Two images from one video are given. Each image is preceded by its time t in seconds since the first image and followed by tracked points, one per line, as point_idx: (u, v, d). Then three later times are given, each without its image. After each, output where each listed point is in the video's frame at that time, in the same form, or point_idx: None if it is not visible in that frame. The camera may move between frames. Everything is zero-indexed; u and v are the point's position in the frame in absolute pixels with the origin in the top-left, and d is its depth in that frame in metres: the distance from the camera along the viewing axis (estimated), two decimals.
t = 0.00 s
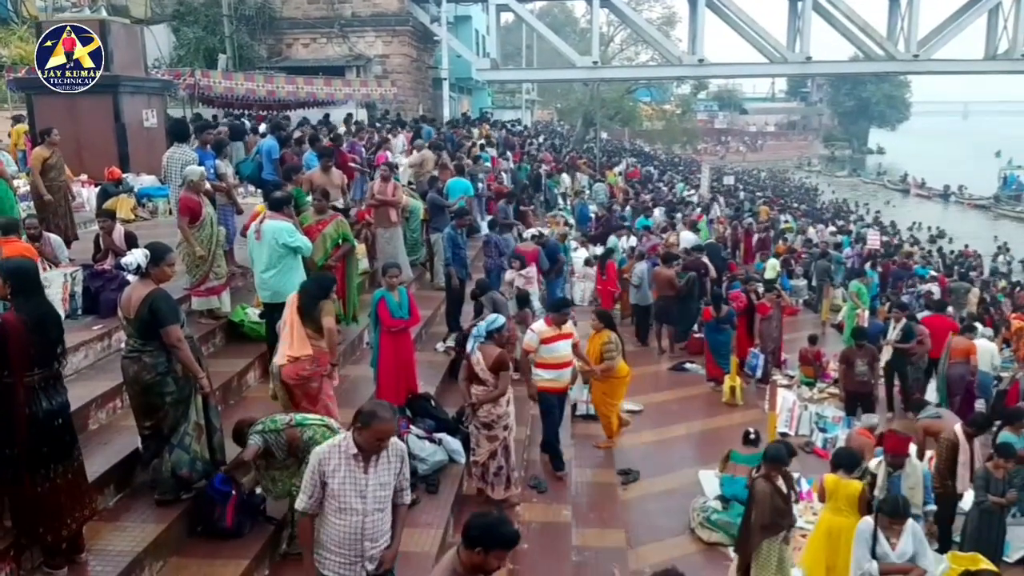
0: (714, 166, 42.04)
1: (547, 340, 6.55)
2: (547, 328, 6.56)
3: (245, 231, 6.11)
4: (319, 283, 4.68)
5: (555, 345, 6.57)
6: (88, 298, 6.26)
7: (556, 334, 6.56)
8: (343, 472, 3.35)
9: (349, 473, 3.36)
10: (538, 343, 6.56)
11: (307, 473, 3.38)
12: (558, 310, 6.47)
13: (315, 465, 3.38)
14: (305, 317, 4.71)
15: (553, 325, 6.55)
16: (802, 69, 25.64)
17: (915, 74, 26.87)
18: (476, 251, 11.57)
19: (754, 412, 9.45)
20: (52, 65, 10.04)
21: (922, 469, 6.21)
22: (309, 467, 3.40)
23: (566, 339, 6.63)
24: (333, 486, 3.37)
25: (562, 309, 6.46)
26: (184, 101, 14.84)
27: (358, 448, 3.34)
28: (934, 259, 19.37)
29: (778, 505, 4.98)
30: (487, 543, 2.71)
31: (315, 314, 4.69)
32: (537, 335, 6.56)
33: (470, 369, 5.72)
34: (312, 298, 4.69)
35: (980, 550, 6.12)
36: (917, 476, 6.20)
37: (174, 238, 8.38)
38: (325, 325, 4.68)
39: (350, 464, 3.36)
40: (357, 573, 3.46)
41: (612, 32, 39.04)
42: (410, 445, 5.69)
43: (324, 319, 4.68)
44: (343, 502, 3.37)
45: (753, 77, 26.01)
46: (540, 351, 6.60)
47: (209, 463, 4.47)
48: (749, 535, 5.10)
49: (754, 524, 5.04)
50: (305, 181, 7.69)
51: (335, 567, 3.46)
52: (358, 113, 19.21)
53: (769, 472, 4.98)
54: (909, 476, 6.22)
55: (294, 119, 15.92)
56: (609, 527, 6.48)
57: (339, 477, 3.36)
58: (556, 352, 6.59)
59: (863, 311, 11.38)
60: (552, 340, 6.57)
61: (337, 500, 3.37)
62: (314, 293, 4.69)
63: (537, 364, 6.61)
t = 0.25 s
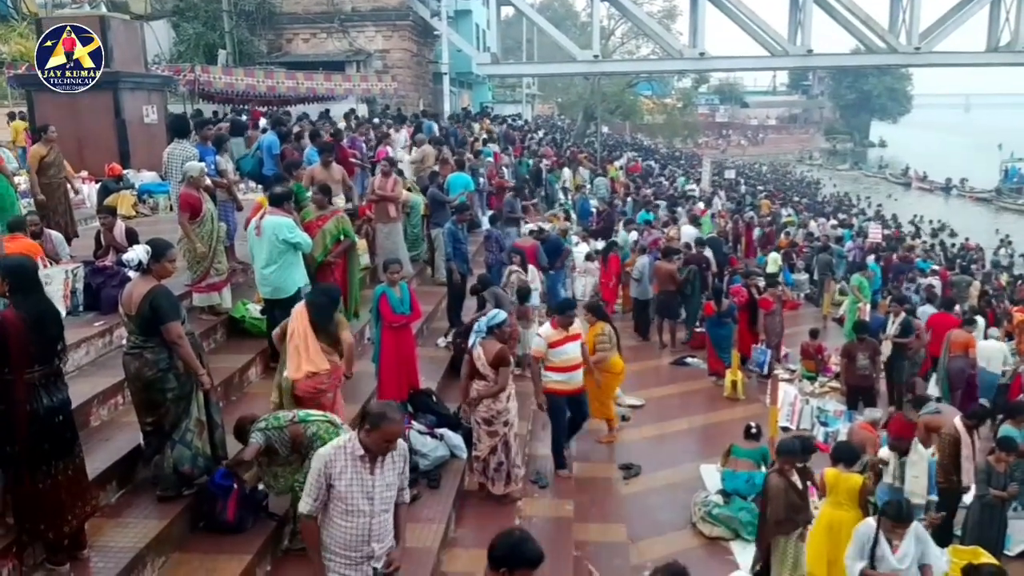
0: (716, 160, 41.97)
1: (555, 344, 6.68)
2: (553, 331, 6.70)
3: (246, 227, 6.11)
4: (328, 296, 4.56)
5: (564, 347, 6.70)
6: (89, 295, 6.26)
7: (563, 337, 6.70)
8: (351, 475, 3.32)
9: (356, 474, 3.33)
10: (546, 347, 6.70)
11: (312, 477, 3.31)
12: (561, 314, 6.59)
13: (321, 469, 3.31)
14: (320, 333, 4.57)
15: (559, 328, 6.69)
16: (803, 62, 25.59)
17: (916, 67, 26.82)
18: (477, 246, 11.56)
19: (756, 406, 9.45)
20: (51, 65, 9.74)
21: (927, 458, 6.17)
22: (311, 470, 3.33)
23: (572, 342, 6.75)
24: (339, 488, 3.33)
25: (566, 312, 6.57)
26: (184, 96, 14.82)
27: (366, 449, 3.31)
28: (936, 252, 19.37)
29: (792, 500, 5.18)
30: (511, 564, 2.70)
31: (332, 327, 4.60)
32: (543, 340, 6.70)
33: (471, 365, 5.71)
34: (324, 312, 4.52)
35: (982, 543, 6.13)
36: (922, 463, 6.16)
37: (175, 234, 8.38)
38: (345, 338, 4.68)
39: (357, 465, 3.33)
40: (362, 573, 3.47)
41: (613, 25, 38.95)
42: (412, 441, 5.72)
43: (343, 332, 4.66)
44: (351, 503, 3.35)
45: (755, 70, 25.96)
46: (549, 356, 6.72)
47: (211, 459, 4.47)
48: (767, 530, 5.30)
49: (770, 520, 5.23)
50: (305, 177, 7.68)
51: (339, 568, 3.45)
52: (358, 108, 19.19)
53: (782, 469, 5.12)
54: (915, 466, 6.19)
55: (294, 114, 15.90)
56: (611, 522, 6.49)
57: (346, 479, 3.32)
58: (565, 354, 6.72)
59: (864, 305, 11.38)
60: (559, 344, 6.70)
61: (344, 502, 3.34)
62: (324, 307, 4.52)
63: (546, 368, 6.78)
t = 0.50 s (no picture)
0: (713, 159, 41.99)
1: (561, 350, 6.46)
2: (561, 338, 6.47)
3: (242, 225, 6.11)
4: (329, 305, 4.52)
5: (569, 354, 6.48)
6: (85, 292, 6.25)
7: (570, 344, 6.47)
8: (344, 483, 3.23)
9: (350, 482, 3.25)
10: (551, 353, 6.48)
11: (304, 490, 3.20)
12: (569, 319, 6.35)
13: (312, 481, 3.21)
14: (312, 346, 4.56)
15: (567, 335, 6.46)
16: (800, 61, 25.61)
17: (913, 67, 26.84)
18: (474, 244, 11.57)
19: (752, 404, 9.47)
20: (51, 66, 9.78)
21: (924, 452, 5.91)
22: (301, 484, 3.22)
23: (581, 349, 6.51)
24: (335, 498, 3.24)
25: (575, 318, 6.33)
26: (181, 93, 14.79)
27: (358, 456, 3.23)
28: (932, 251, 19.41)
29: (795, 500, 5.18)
30: None
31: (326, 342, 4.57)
32: (548, 346, 6.46)
33: (467, 362, 5.74)
34: (321, 322, 4.50)
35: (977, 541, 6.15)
36: (918, 456, 5.92)
37: (172, 231, 8.37)
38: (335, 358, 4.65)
39: (349, 474, 3.24)
40: None
41: (611, 24, 38.93)
42: (408, 438, 5.73)
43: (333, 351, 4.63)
44: (348, 513, 3.26)
45: (752, 69, 25.97)
46: (554, 362, 6.51)
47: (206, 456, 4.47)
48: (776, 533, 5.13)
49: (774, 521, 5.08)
50: (302, 175, 7.67)
51: None
52: (355, 106, 19.17)
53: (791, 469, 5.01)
54: (911, 458, 5.95)
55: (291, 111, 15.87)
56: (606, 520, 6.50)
57: (340, 489, 3.24)
58: (570, 362, 6.49)
59: (860, 304, 11.41)
60: (566, 350, 6.47)
61: (341, 512, 3.26)
62: (323, 315, 4.49)
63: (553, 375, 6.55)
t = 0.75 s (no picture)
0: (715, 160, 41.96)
1: (588, 372, 6.10)
2: (590, 359, 6.10)
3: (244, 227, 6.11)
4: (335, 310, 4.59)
5: (596, 377, 6.12)
6: (88, 293, 6.25)
7: (598, 366, 6.11)
8: (345, 501, 3.19)
9: (350, 500, 3.21)
10: (577, 374, 6.11)
11: (303, 512, 3.16)
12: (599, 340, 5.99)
13: (311, 503, 3.16)
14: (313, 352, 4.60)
15: (596, 357, 6.09)
16: (802, 62, 25.60)
17: (915, 67, 26.80)
18: (476, 245, 11.58)
19: (754, 405, 9.46)
20: (51, 66, 9.45)
21: (929, 459, 5.75)
22: (299, 506, 3.18)
23: (607, 371, 6.15)
24: (336, 517, 3.20)
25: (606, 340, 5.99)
26: (183, 95, 14.82)
27: (356, 473, 3.19)
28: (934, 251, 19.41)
29: (808, 507, 5.15)
30: None
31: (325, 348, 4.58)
32: (576, 368, 6.08)
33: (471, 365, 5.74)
34: (326, 326, 4.55)
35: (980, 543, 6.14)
36: (923, 462, 5.75)
37: (174, 233, 8.38)
38: (328, 363, 4.61)
39: (349, 491, 3.21)
40: None
41: (612, 25, 38.96)
42: (410, 440, 5.73)
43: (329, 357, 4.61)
44: (350, 530, 3.23)
45: (753, 70, 25.96)
46: (578, 383, 6.15)
47: (209, 458, 4.47)
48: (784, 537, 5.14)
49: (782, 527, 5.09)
50: (303, 176, 7.68)
51: None
52: (357, 107, 19.19)
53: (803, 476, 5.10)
54: (916, 464, 5.78)
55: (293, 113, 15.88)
56: (608, 522, 6.50)
57: (340, 508, 3.20)
58: (596, 385, 6.13)
59: (863, 305, 11.40)
60: (593, 373, 6.11)
61: (343, 531, 3.22)
62: (328, 319, 4.56)
63: (575, 397, 6.18)
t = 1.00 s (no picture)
0: (716, 162, 41.96)
1: (595, 374, 6.10)
2: (597, 362, 6.11)
3: (245, 228, 6.11)
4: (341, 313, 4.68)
5: (603, 381, 6.11)
6: (88, 295, 6.25)
7: (606, 370, 6.11)
8: (349, 509, 3.16)
9: (354, 508, 3.18)
10: (584, 378, 6.11)
11: (306, 521, 3.13)
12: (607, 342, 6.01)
13: (315, 512, 3.13)
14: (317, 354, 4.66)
15: (603, 360, 6.10)
16: (802, 65, 25.62)
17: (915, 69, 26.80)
18: (475, 246, 11.59)
19: (754, 407, 9.46)
20: (51, 66, 9.47)
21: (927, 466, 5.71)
22: (302, 516, 3.14)
23: (615, 376, 6.16)
24: (340, 526, 3.17)
25: (613, 342, 5.99)
26: (183, 96, 14.82)
27: (360, 480, 3.16)
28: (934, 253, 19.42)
29: (813, 510, 5.15)
30: None
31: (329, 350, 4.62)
32: (583, 370, 6.09)
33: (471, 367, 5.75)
34: (330, 328, 4.66)
35: (980, 546, 6.13)
36: (921, 469, 5.72)
37: (174, 234, 8.38)
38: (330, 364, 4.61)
39: (353, 499, 3.18)
40: None
41: (612, 27, 38.99)
42: (410, 442, 5.73)
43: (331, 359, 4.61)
44: (355, 539, 3.20)
45: (753, 72, 25.97)
46: (586, 387, 6.14)
47: (209, 460, 4.47)
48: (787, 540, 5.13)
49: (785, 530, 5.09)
50: (303, 178, 7.68)
51: None
52: (357, 109, 19.19)
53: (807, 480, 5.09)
54: (913, 470, 5.76)
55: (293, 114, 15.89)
56: (607, 524, 6.50)
57: (344, 516, 3.17)
58: (604, 388, 6.12)
59: (863, 306, 11.41)
60: (600, 376, 6.11)
61: (348, 540, 3.19)
62: (333, 320, 4.67)
63: (581, 401, 6.17)
